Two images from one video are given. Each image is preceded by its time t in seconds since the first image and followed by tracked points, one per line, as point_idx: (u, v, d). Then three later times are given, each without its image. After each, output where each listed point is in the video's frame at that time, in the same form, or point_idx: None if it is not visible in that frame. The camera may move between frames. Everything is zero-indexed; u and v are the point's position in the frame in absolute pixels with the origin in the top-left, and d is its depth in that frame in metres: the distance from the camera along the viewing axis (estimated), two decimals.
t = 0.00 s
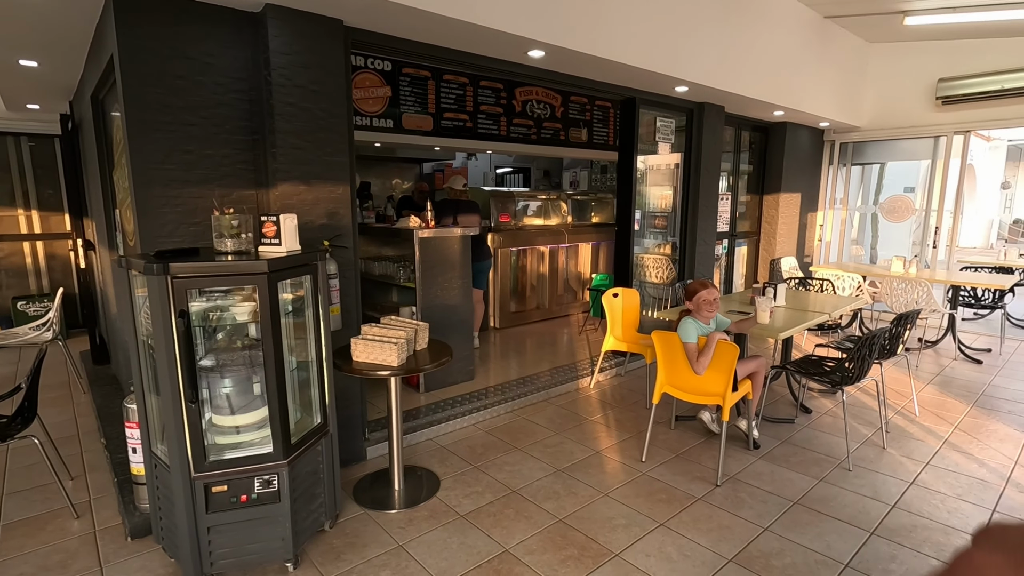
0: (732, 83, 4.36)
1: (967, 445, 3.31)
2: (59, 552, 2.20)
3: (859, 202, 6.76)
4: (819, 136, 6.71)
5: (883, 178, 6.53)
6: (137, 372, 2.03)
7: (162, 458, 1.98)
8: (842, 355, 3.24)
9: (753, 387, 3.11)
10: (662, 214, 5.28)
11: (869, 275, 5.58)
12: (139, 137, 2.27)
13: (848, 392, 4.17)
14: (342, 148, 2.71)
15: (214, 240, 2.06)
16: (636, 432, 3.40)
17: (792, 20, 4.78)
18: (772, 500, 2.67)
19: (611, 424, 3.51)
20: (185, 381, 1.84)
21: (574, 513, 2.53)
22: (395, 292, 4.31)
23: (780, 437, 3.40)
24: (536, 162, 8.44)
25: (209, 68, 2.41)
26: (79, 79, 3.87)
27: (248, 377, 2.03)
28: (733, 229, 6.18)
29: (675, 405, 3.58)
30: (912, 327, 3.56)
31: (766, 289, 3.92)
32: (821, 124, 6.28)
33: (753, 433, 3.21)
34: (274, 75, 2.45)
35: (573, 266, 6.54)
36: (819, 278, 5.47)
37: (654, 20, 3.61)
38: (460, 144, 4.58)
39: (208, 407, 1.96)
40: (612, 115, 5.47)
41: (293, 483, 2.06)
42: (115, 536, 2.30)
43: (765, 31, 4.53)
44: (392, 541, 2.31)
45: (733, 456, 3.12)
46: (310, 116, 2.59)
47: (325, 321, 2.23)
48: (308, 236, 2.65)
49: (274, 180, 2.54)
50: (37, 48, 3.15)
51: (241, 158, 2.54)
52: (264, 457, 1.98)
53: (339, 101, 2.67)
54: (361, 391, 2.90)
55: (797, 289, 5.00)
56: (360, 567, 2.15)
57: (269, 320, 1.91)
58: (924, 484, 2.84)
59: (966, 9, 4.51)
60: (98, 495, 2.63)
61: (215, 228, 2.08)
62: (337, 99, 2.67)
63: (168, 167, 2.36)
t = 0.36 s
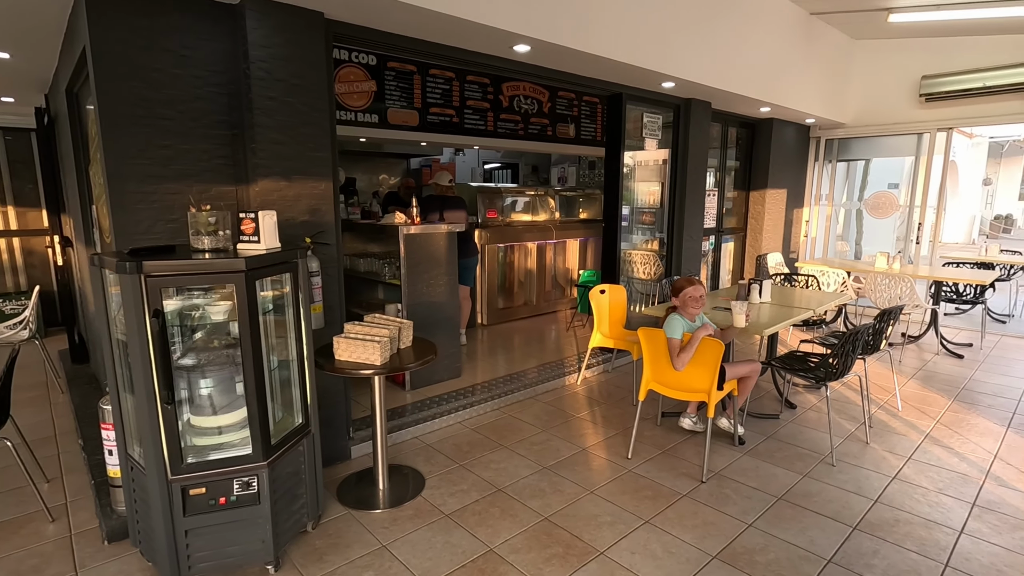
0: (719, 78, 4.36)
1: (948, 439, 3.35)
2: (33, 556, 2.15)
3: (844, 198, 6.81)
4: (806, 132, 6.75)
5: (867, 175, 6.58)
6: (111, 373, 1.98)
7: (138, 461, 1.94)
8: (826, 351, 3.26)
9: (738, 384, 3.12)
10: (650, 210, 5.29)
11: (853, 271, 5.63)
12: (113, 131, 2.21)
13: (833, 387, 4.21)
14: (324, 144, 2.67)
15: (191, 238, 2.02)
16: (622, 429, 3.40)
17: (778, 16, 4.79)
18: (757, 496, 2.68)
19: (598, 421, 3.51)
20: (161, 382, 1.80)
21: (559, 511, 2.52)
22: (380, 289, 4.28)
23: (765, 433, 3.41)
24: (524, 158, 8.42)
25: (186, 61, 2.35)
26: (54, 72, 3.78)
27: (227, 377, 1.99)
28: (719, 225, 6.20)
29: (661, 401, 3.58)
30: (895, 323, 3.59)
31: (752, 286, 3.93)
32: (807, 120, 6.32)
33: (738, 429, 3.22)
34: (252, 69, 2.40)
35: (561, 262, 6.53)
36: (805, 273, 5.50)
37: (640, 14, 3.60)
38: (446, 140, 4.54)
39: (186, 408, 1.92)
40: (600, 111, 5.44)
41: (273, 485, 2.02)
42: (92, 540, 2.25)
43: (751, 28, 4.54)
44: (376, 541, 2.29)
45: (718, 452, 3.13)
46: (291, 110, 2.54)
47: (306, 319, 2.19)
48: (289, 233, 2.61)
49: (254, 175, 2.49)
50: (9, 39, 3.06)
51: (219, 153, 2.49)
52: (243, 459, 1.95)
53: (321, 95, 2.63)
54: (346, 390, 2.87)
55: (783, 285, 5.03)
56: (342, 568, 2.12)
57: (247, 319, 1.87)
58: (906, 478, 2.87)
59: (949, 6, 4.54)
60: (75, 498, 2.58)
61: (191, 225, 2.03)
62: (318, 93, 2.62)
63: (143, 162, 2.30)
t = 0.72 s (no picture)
0: (704, 71, 4.33)
1: (933, 433, 3.36)
2: None
3: (829, 192, 6.83)
4: (792, 126, 6.76)
5: (852, 168, 6.60)
6: (76, 375, 1.90)
7: (105, 467, 1.86)
8: (813, 345, 3.24)
9: (725, 380, 3.09)
10: (637, 203, 5.26)
11: (839, 265, 5.65)
12: (76, 122, 2.11)
13: (819, 381, 4.21)
14: (301, 136, 2.59)
15: (159, 234, 1.93)
16: (609, 426, 3.37)
17: (764, 9, 4.77)
18: (744, 492, 2.66)
19: (585, 418, 3.47)
20: (127, 384, 1.73)
21: (545, 511, 2.48)
22: (364, 285, 4.19)
23: (752, 428, 3.40)
24: (511, 151, 8.35)
25: (154, 49, 2.25)
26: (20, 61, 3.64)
27: (199, 378, 1.92)
28: (706, 219, 6.18)
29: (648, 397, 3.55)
30: (881, 317, 3.59)
31: (738, 280, 3.91)
32: (793, 114, 6.32)
33: (725, 425, 3.21)
34: (224, 58, 2.31)
35: (548, 257, 6.48)
36: (791, 267, 5.51)
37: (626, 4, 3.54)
38: (430, 133, 4.47)
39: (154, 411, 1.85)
40: (586, 104, 5.38)
41: (248, 490, 1.95)
42: (59, 548, 2.17)
43: (736, 20, 4.51)
44: (357, 545, 2.23)
45: (705, 448, 3.11)
46: (265, 101, 2.45)
47: (282, 318, 2.12)
48: (265, 229, 2.53)
49: (228, 169, 2.41)
50: None
51: (191, 146, 2.40)
52: (216, 463, 1.87)
53: (297, 86, 2.54)
54: (326, 389, 2.80)
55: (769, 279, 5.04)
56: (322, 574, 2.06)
57: (218, 318, 1.80)
58: (892, 473, 2.86)
59: None
60: (44, 504, 2.48)
61: (159, 221, 1.95)
62: (294, 84, 2.53)
63: (110, 155, 2.20)
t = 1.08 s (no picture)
0: (688, 62, 4.28)
1: (916, 425, 3.36)
2: None
3: (812, 184, 6.85)
4: (775, 118, 6.76)
5: (835, 161, 6.62)
6: (26, 382, 1.79)
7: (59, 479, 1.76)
8: (798, 339, 3.21)
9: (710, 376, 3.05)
10: (621, 197, 5.15)
11: (822, 257, 5.66)
12: (27, 112, 1.99)
13: (804, 374, 4.20)
14: (271, 127, 2.48)
15: (115, 230, 1.82)
16: (594, 423, 3.31)
17: None
18: (730, 489, 2.62)
19: (569, 415, 3.42)
20: (80, 392, 1.62)
21: (528, 512, 2.41)
22: (343, 281, 4.08)
23: (737, 423, 3.37)
24: (494, 144, 8.25)
25: (111, 34, 2.13)
26: None
27: (160, 383, 1.82)
28: (691, 212, 6.15)
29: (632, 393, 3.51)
30: (865, 310, 3.57)
31: (723, 274, 3.87)
32: (776, 106, 6.30)
33: (710, 421, 3.16)
34: (186, 43, 2.19)
35: (532, 251, 6.41)
36: (775, 260, 5.49)
37: None
38: (410, 125, 4.36)
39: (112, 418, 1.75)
40: (570, 96, 5.30)
41: (215, 499, 1.86)
42: (17, 563, 2.06)
43: (720, 10, 4.46)
44: (333, 552, 2.15)
45: (690, 444, 3.07)
46: (232, 90, 2.34)
47: (249, 317, 2.03)
48: (234, 224, 2.42)
49: (193, 161, 2.29)
50: None
51: (153, 138, 2.28)
52: (180, 472, 1.78)
53: (266, 74, 2.43)
54: (302, 390, 2.70)
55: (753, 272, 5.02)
56: None
57: (178, 319, 1.70)
58: (877, 467, 2.85)
59: None
60: (3, 515, 2.36)
61: (115, 216, 1.83)
62: (263, 72, 2.42)
63: (65, 147, 2.08)
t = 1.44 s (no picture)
0: (644, 46, 4.21)
1: (867, 408, 3.43)
2: None
3: (765, 171, 6.96)
4: (729, 106, 6.82)
5: (785, 148, 6.73)
6: None
7: None
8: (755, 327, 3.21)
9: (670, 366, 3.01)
10: (580, 185, 5.11)
11: (775, 243, 5.75)
12: None
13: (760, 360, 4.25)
14: (197, 109, 2.25)
15: (6, 225, 1.60)
16: (554, 417, 3.24)
17: None
18: (691, 481, 2.59)
19: (529, 409, 3.33)
20: None
21: (487, 515, 2.32)
22: (290, 275, 3.86)
23: (697, 411, 3.36)
24: (450, 131, 8.04)
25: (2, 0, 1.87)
26: None
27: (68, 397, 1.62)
28: (648, 200, 6.15)
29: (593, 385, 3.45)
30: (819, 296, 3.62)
31: (681, 262, 3.85)
32: (730, 93, 6.35)
33: (671, 411, 3.13)
34: (92, 14, 1.95)
35: (491, 241, 6.28)
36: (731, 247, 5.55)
37: None
38: (359, 111, 4.14)
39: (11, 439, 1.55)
40: (525, 82, 5.17)
41: (137, 522, 1.68)
42: None
43: None
44: (276, 569, 1.99)
45: (651, 435, 3.04)
46: (150, 67, 2.11)
47: (173, 320, 1.84)
48: (158, 216, 2.20)
49: (107, 147, 2.06)
50: None
51: (59, 120, 2.04)
52: (94, 496, 1.60)
53: (190, 50, 2.20)
54: (242, 394, 2.52)
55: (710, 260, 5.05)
56: None
57: (84, 326, 1.51)
58: (832, 451, 2.88)
59: None
60: None
61: (6, 208, 1.61)
62: (187, 49, 2.19)
63: None
